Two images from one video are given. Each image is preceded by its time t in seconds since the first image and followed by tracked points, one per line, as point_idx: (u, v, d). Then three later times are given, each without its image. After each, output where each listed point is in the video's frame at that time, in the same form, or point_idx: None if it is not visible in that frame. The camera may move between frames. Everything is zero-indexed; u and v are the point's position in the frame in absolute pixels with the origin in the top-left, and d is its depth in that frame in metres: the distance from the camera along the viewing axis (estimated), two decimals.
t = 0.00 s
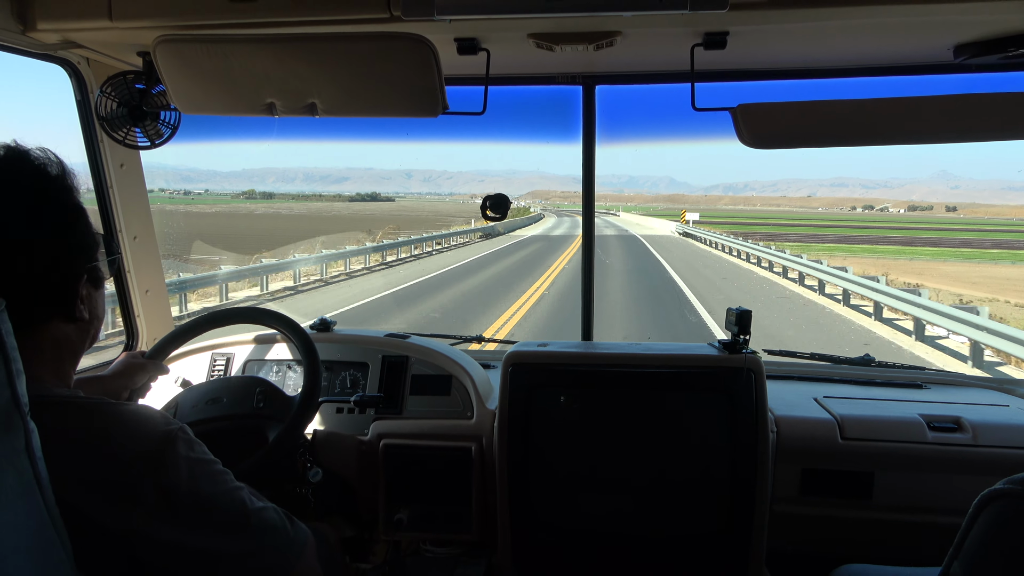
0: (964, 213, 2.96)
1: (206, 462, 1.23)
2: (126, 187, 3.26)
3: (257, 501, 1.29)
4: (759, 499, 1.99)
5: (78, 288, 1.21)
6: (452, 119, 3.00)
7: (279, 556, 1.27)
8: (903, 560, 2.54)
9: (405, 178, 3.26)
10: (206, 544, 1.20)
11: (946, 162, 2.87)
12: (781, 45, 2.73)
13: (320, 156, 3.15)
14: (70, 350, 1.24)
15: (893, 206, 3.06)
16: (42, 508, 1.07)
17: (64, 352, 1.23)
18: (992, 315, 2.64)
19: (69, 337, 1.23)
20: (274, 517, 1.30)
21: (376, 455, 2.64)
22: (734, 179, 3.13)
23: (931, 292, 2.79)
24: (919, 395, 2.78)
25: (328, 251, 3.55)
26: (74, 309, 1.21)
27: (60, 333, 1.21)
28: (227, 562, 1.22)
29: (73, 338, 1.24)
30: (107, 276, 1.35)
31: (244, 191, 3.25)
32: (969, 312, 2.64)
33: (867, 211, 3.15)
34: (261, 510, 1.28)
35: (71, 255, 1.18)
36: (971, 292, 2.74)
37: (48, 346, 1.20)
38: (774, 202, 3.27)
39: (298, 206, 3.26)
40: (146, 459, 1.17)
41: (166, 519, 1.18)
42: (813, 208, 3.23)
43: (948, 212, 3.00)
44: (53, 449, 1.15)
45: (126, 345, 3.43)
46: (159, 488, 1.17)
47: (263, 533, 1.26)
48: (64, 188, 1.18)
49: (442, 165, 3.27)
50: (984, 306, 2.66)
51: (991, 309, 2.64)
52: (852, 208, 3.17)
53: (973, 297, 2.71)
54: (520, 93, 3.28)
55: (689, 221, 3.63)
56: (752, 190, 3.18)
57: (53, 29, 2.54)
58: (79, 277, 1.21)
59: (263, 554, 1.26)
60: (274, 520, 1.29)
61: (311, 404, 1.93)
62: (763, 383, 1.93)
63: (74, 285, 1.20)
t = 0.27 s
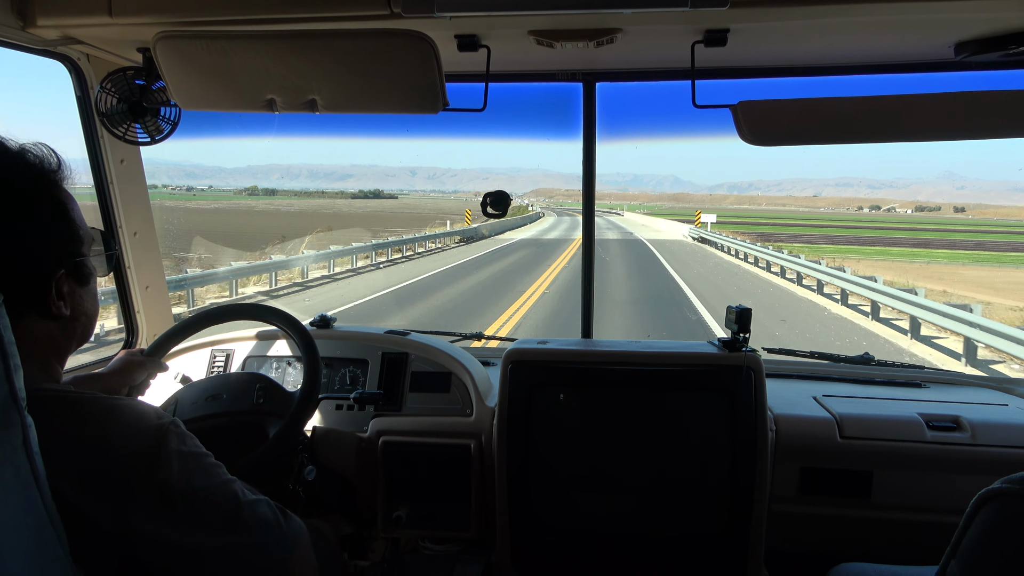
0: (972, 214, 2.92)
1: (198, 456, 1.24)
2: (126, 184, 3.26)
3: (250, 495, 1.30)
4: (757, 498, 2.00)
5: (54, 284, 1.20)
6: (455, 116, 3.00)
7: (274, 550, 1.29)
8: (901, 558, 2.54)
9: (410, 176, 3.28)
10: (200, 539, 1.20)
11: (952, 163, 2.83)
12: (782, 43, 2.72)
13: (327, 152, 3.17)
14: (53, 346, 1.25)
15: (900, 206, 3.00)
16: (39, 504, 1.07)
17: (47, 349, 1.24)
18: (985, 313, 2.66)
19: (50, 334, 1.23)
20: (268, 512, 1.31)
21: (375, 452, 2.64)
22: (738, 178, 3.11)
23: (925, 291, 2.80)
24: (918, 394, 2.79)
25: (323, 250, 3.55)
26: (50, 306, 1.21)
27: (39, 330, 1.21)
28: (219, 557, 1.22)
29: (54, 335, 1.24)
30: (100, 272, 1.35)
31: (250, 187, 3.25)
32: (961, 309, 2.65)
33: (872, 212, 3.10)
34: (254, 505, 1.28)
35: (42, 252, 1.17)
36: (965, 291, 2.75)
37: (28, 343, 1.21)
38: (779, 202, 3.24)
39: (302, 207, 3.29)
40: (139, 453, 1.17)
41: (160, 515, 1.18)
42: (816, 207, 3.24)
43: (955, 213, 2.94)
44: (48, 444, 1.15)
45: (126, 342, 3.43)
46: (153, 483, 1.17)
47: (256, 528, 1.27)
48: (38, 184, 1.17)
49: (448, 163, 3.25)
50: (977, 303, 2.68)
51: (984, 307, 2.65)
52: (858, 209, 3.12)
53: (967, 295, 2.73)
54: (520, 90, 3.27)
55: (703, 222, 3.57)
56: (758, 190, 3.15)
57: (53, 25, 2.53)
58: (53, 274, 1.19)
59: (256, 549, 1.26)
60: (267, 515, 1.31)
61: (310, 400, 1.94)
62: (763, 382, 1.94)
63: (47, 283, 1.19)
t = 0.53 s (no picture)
0: (980, 209, 2.91)
1: (195, 450, 1.25)
2: (127, 184, 3.26)
3: (246, 490, 1.31)
4: (756, 497, 2.00)
5: (20, 282, 1.20)
6: (454, 117, 3.00)
7: (272, 544, 1.29)
8: (901, 558, 2.54)
9: (413, 177, 3.30)
10: (197, 534, 1.20)
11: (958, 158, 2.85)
12: (781, 43, 2.73)
13: (330, 154, 3.16)
14: (32, 343, 1.26)
15: (906, 202, 3.02)
16: (41, 504, 1.07)
17: (25, 346, 1.26)
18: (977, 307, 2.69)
19: (25, 331, 1.25)
20: (264, 505, 1.32)
21: (375, 453, 2.64)
22: (742, 174, 3.06)
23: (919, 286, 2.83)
24: (918, 394, 2.79)
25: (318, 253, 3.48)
26: (19, 304, 1.21)
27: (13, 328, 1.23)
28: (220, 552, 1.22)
29: (30, 333, 1.25)
30: (81, 268, 1.34)
31: (258, 189, 3.24)
32: (955, 304, 2.68)
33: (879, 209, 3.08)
34: (251, 498, 1.29)
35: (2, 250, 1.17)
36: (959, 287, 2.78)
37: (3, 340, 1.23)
38: (784, 200, 3.17)
39: (306, 209, 3.24)
40: (137, 448, 1.18)
41: (160, 511, 1.18)
42: (826, 205, 3.15)
43: (964, 208, 2.98)
44: (48, 444, 1.15)
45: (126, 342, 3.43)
46: (151, 478, 1.18)
47: (255, 521, 1.28)
48: None
49: (449, 163, 3.26)
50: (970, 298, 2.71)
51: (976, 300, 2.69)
52: (864, 205, 3.09)
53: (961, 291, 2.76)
54: (520, 91, 3.27)
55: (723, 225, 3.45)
56: (762, 186, 3.10)
57: (53, 26, 2.54)
58: (16, 272, 1.19)
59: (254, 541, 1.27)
60: (264, 509, 1.31)
61: (311, 397, 1.94)
62: (763, 382, 1.94)
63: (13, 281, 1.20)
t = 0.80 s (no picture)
0: (990, 209, 2.87)
1: (206, 458, 1.25)
2: (127, 185, 3.26)
3: (256, 497, 1.31)
4: (756, 498, 2.00)
5: (46, 282, 1.21)
6: (452, 117, 3.00)
7: (279, 553, 1.30)
8: (902, 558, 2.54)
9: (417, 178, 3.27)
10: (204, 539, 1.21)
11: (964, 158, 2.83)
12: (781, 44, 2.73)
13: (333, 156, 3.18)
14: (53, 344, 1.25)
15: (914, 202, 3.04)
16: (43, 506, 1.07)
17: (46, 347, 1.24)
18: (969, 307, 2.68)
19: (47, 331, 1.24)
20: (274, 513, 1.33)
21: (375, 454, 2.64)
22: (747, 175, 3.03)
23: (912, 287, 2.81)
24: (918, 394, 2.79)
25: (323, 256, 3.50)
26: (44, 304, 1.22)
27: (35, 328, 1.22)
28: (228, 559, 1.24)
29: (52, 333, 1.25)
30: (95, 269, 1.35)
31: (261, 191, 3.25)
32: (946, 303, 2.66)
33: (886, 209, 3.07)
34: (261, 507, 1.30)
35: (32, 250, 1.17)
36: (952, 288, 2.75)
37: (25, 341, 1.21)
38: (791, 200, 3.15)
39: (306, 211, 3.26)
40: (148, 456, 1.17)
41: (168, 517, 1.18)
42: (834, 205, 3.15)
43: (973, 207, 2.94)
44: (52, 447, 1.14)
45: (125, 343, 3.43)
46: (158, 483, 1.18)
47: (265, 529, 1.29)
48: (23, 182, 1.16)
49: (450, 164, 3.26)
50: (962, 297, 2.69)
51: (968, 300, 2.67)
52: (872, 205, 3.06)
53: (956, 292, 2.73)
54: (520, 91, 3.27)
55: (750, 229, 3.34)
56: (767, 187, 3.09)
57: (53, 28, 2.53)
58: (44, 271, 1.20)
59: (264, 550, 1.28)
60: (273, 516, 1.32)
61: (311, 398, 1.94)
62: (763, 383, 1.93)
63: (39, 281, 1.20)
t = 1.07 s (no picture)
0: (1001, 211, 2.87)
1: (203, 459, 1.24)
2: (126, 186, 3.26)
3: (254, 499, 1.30)
4: (757, 499, 2.00)
5: (45, 291, 1.20)
6: (449, 120, 2.99)
7: (276, 553, 1.28)
8: (902, 560, 2.54)
9: (423, 179, 3.30)
10: (202, 541, 1.20)
11: (973, 161, 2.83)
12: (781, 45, 2.73)
13: (341, 157, 3.17)
14: (52, 351, 1.25)
15: (923, 205, 3.04)
16: (42, 507, 1.07)
17: (44, 353, 1.23)
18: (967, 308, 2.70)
19: (46, 339, 1.23)
20: (270, 515, 1.30)
21: (375, 456, 2.64)
22: (758, 177, 3.01)
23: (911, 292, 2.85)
24: (919, 396, 2.79)
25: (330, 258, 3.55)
26: (43, 313, 1.21)
27: (33, 336, 1.21)
28: (226, 561, 1.22)
29: (51, 341, 1.24)
30: (97, 278, 1.35)
31: (266, 191, 3.25)
32: (941, 305, 2.72)
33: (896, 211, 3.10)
34: (258, 508, 1.28)
35: (31, 259, 1.16)
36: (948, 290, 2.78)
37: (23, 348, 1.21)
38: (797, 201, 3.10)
39: (310, 211, 3.29)
40: (145, 458, 1.17)
41: (166, 520, 1.18)
42: (843, 208, 3.06)
43: (984, 210, 2.93)
44: (52, 448, 1.15)
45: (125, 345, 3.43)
46: (155, 484, 1.17)
47: (261, 530, 1.27)
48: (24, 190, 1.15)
49: (459, 165, 3.27)
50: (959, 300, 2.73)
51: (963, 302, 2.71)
52: (881, 207, 3.10)
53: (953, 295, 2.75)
54: (520, 93, 3.27)
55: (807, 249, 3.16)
56: (773, 189, 3.05)
57: (53, 28, 2.54)
58: (43, 280, 1.19)
59: (260, 551, 1.26)
60: (270, 517, 1.30)
61: (311, 400, 1.94)
62: (763, 384, 1.93)
63: (37, 289, 1.19)
